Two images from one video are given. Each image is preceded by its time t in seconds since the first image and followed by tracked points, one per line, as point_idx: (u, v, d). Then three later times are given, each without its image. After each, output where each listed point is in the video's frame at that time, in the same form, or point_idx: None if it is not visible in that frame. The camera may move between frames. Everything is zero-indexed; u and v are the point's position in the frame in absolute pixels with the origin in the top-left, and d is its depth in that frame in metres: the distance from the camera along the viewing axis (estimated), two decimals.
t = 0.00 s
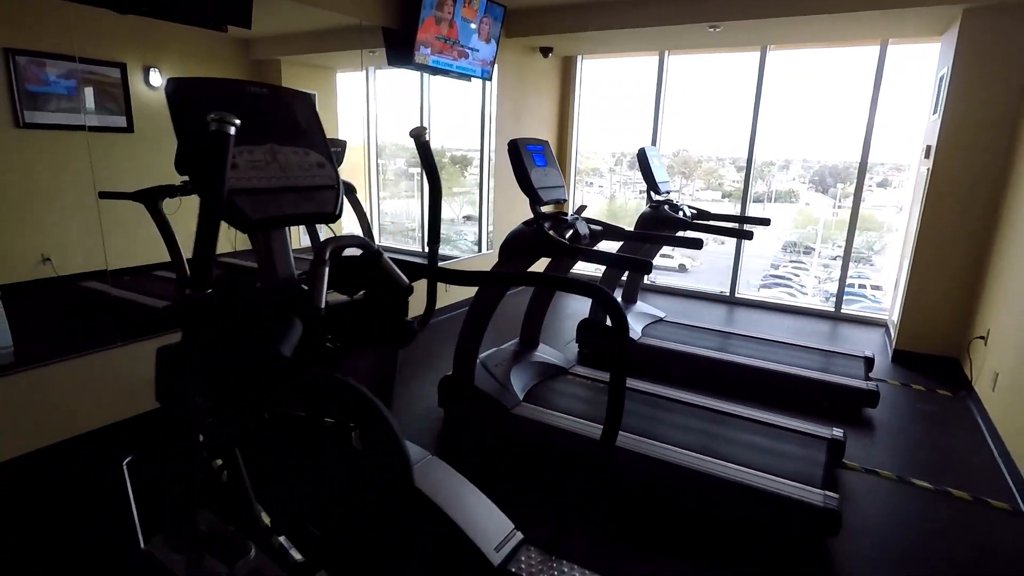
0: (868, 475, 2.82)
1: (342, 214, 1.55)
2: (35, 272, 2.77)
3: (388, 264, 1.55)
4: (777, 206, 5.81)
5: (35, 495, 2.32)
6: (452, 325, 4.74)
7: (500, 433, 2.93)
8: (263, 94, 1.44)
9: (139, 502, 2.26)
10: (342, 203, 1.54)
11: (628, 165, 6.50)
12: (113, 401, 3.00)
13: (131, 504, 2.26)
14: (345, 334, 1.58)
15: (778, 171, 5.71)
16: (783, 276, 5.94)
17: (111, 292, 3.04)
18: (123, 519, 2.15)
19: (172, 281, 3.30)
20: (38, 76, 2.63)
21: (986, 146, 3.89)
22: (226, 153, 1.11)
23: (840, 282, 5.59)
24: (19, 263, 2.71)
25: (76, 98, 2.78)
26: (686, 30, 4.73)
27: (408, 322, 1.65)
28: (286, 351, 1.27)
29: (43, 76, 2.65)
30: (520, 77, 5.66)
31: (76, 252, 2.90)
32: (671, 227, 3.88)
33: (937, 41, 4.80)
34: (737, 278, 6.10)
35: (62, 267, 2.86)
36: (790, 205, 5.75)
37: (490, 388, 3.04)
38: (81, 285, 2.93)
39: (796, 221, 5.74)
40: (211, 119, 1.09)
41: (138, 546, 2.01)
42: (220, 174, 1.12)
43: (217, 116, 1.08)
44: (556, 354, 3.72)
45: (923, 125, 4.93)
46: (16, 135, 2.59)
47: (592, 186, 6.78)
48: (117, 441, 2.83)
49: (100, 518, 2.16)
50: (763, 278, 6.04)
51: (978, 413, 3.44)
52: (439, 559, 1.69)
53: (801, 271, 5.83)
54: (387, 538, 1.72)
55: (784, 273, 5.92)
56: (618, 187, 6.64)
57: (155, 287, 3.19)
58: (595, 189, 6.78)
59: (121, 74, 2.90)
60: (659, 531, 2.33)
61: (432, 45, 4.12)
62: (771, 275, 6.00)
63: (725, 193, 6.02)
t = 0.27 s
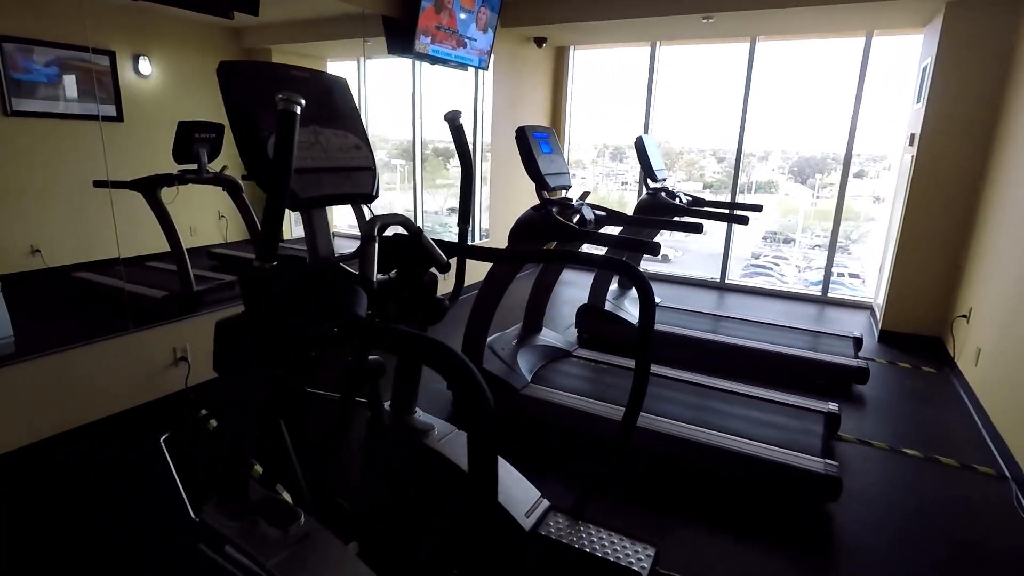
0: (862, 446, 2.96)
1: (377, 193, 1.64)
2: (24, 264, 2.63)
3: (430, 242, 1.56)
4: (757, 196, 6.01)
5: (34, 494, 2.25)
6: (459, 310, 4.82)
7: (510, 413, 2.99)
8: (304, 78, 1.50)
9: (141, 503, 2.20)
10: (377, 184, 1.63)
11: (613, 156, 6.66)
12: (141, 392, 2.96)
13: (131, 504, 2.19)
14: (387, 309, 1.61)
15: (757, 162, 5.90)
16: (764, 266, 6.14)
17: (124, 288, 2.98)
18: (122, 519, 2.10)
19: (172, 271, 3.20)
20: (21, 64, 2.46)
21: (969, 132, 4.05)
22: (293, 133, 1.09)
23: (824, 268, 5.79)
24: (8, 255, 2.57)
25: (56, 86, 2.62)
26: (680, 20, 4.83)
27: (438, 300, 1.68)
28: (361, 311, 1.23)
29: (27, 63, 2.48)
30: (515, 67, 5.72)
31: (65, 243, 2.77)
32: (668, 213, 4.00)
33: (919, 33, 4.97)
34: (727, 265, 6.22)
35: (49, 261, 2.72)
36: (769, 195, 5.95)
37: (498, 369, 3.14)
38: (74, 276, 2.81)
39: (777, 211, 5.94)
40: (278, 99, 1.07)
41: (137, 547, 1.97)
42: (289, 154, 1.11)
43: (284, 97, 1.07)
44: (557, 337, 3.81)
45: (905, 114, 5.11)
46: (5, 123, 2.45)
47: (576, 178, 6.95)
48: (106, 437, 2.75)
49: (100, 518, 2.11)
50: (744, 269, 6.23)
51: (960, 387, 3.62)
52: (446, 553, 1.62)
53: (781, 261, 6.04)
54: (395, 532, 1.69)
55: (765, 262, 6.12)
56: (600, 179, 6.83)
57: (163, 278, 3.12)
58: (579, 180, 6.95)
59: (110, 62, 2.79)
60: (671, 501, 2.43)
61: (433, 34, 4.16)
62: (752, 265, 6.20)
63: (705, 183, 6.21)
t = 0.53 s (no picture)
0: (843, 424, 3.11)
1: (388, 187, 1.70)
2: None
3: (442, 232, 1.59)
4: (733, 187, 6.17)
5: (35, 494, 2.24)
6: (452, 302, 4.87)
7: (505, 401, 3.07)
8: (317, 73, 1.54)
9: (141, 503, 2.19)
10: (387, 176, 1.68)
11: (592, 148, 6.81)
12: (138, 388, 2.96)
13: (131, 504, 2.19)
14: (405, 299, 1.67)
15: (732, 154, 6.05)
16: (739, 256, 6.33)
17: (119, 289, 2.89)
18: (123, 518, 2.10)
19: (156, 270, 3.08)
20: None
21: (940, 124, 4.21)
22: (320, 127, 1.12)
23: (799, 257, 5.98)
24: None
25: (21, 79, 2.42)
26: (661, 14, 4.92)
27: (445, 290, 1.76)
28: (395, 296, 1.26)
29: None
30: (499, 60, 5.76)
31: (40, 242, 2.61)
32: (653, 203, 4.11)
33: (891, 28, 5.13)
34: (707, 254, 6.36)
35: (23, 261, 2.55)
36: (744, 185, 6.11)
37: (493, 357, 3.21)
38: (50, 276, 2.66)
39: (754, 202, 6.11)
40: (306, 94, 1.10)
41: (137, 547, 1.97)
42: (317, 148, 1.14)
43: (312, 93, 1.10)
44: (547, 326, 3.89)
45: (878, 106, 5.28)
46: None
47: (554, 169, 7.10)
48: (96, 436, 2.72)
49: (100, 517, 2.10)
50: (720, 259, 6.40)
51: (932, 367, 3.79)
52: (445, 547, 1.60)
53: (756, 252, 6.25)
54: (399, 527, 1.66)
55: (740, 253, 6.31)
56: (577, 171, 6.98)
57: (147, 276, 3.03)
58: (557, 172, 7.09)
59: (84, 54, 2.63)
60: (665, 480, 2.53)
61: (419, 27, 4.18)
62: (728, 255, 6.38)
63: (681, 175, 6.37)
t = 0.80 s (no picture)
0: (815, 403, 3.26)
1: (385, 176, 1.77)
2: None
3: (442, 221, 1.67)
4: (706, 177, 6.31)
5: (35, 494, 2.22)
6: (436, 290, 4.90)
7: (495, 386, 3.14)
8: (319, 67, 1.59)
9: (141, 503, 2.17)
10: (385, 167, 1.75)
11: (568, 139, 6.87)
12: (123, 380, 2.94)
13: (131, 503, 2.17)
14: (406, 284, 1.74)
15: (706, 144, 6.19)
16: (713, 245, 6.49)
17: (106, 285, 2.86)
18: (123, 518, 2.08)
19: (136, 265, 3.00)
20: None
21: (904, 116, 4.39)
22: (332, 120, 1.17)
23: (771, 245, 6.17)
24: None
25: None
26: (639, 6, 5.00)
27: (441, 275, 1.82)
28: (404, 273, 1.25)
29: None
30: (477, 50, 5.79)
31: (12, 236, 2.46)
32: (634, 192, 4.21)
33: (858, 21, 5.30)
34: (683, 242, 6.50)
35: None
36: (716, 175, 6.27)
37: (479, 344, 3.27)
38: (22, 270, 2.51)
39: (727, 191, 6.26)
40: (318, 89, 1.15)
41: (137, 547, 1.95)
42: (328, 139, 1.20)
43: (324, 87, 1.15)
44: (532, 313, 3.97)
45: (846, 97, 5.46)
46: None
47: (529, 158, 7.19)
48: (83, 442, 2.64)
49: (100, 518, 2.08)
50: (694, 248, 6.54)
51: (898, 348, 3.97)
52: (442, 527, 1.68)
53: (728, 240, 6.41)
54: (398, 509, 1.72)
55: (713, 242, 6.47)
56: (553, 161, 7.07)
57: (128, 272, 2.96)
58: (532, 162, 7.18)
59: (52, 43, 2.51)
60: (649, 458, 2.66)
61: (399, 18, 4.16)
62: (701, 244, 6.52)
63: (654, 164, 6.50)
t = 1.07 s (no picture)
0: (789, 379, 3.40)
1: (378, 160, 1.84)
2: None
3: (435, 202, 1.73)
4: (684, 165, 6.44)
5: (34, 494, 2.17)
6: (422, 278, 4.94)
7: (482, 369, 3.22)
8: (313, 54, 1.65)
9: (141, 503, 2.12)
10: (377, 150, 1.82)
11: (548, 128, 6.94)
12: (111, 365, 2.94)
13: (131, 503, 2.12)
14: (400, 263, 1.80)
15: (684, 132, 6.29)
16: (690, 233, 6.62)
17: (94, 277, 2.89)
18: (123, 518, 2.04)
19: (120, 255, 3.01)
20: None
21: (873, 103, 4.54)
22: (331, 103, 1.23)
23: (748, 232, 6.31)
24: None
25: None
26: None
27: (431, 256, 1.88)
28: (401, 248, 1.33)
29: None
30: (457, 38, 5.81)
31: None
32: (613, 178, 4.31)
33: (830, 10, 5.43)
34: (662, 229, 6.62)
35: None
36: (694, 163, 6.39)
37: (466, 327, 3.35)
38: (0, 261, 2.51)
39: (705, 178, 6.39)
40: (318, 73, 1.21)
41: (138, 547, 1.91)
42: (327, 120, 1.26)
43: (324, 72, 1.21)
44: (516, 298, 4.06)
45: (818, 85, 5.60)
46: None
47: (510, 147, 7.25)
48: (76, 442, 2.53)
49: (100, 518, 2.04)
50: (673, 235, 6.68)
51: (868, 327, 4.14)
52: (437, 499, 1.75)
53: (706, 228, 6.54)
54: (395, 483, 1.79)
55: (691, 229, 6.60)
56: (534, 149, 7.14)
57: (110, 262, 2.96)
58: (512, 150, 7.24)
59: (22, 29, 2.45)
60: (632, 432, 2.77)
61: (380, 6, 4.13)
62: (680, 231, 6.66)
63: (633, 152, 6.62)
